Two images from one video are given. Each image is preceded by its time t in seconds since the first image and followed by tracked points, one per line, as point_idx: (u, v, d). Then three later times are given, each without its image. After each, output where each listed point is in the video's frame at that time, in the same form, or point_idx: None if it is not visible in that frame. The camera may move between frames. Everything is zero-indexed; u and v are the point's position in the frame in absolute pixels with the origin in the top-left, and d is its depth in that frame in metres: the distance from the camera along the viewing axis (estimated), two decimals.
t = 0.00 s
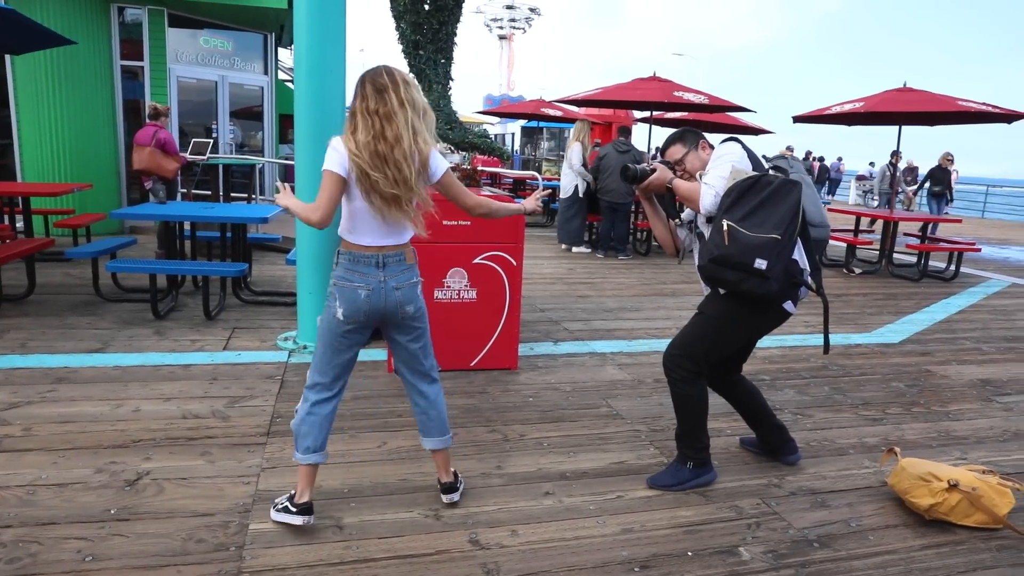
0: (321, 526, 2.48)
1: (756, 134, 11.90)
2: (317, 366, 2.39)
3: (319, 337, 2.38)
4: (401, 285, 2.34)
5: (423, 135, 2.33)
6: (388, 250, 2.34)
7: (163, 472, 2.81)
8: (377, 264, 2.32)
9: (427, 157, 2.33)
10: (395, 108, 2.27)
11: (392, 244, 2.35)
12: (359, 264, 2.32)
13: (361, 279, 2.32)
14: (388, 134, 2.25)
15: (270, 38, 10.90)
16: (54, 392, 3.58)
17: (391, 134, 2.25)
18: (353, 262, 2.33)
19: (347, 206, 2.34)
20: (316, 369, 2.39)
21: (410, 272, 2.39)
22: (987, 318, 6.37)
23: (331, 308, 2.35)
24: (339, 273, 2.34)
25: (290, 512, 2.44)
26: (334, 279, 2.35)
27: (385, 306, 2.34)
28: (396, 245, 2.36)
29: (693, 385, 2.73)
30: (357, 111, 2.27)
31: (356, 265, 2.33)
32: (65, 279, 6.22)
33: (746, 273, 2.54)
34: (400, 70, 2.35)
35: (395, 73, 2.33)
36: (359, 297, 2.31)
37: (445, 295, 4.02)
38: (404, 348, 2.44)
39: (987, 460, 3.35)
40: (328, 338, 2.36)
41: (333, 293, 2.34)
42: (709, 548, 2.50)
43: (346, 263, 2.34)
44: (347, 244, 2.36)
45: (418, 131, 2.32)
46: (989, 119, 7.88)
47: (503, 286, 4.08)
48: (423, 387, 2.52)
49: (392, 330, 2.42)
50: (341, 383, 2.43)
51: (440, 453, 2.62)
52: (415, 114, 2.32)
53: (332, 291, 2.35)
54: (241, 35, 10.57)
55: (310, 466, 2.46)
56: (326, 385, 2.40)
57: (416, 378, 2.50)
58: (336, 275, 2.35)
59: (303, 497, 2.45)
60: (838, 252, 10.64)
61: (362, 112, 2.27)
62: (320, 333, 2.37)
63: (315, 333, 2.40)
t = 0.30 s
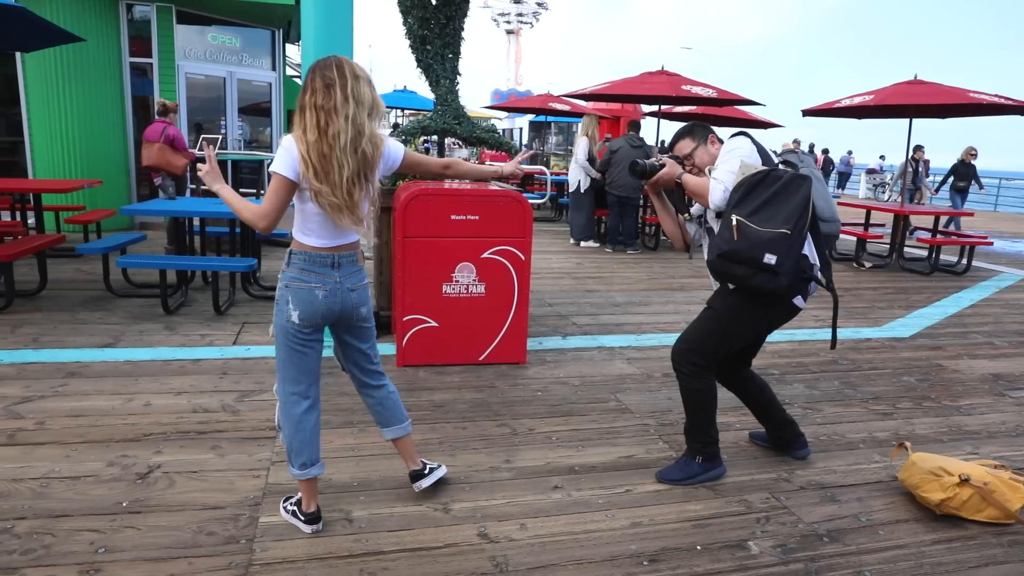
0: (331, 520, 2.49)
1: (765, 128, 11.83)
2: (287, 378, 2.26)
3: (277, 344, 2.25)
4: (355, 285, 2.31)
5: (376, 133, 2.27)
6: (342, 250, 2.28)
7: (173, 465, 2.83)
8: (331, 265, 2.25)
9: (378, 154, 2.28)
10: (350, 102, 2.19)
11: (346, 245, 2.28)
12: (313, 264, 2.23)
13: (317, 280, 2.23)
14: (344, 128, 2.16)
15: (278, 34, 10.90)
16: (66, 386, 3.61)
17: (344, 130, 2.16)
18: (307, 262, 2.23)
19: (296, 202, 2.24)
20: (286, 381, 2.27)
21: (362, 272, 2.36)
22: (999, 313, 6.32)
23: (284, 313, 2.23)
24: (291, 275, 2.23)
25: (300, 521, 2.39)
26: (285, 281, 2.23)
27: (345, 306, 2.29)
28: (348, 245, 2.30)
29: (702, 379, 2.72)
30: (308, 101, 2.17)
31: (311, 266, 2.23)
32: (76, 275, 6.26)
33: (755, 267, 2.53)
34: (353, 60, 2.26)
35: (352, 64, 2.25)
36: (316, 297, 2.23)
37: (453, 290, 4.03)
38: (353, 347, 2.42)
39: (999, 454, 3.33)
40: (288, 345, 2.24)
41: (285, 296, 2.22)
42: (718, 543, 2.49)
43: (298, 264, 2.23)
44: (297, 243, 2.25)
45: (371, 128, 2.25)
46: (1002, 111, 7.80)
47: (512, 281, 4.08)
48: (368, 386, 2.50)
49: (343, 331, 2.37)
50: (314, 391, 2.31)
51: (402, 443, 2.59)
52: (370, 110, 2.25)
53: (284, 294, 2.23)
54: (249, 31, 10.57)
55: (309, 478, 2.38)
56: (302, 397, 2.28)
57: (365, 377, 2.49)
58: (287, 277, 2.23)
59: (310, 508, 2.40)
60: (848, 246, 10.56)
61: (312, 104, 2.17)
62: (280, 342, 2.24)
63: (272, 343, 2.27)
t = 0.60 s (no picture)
0: (338, 519, 2.49)
1: (774, 129, 11.78)
2: (290, 382, 2.25)
3: (277, 348, 2.23)
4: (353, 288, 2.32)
5: (364, 129, 2.27)
6: (339, 252, 2.28)
7: (181, 464, 2.84)
8: (333, 268, 2.25)
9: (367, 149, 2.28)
10: (337, 100, 2.18)
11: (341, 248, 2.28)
12: (316, 268, 2.22)
13: (322, 284, 2.23)
14: (333, 126, 2.15)
15: (287, 34, 10.93)
16: (75, 384, 3.63)
17: (332, 128, 2.14)
18: (310, 266, 2.22)
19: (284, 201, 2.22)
20: (287, 385, 2.25)
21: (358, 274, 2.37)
22: (1010, 316, 6.27)
23: (288, 317, 2.21)
24: (294, 279, 2.20)
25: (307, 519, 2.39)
26: (288, 285, 2.20)
27: (345, 308, 2.30)
28: (341, 247, 2.29)
29: (711, 382, 2.72)
30: (293, 101, 2.15)
31: (314, 270, 2.22)
32: (85, 273, 6.29)
33: (765, 270, 2.52)
34: (333, 57, 2.25)
35: (333, 61, 2.23)
36: (321, 301, 2.22)
37: (461, 291, 4.03)
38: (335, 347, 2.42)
39: (1009, 459, 3.30)
40: (292, 351, 2.22)
41: (289, 300, 2.21)
42: (725, 545, 2.48)
43: (300, 268, 2.21)
44: (292, 246, 2.23)
45: (360, 125, 2.25)
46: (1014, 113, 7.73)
47: (519, 281, 4.08)
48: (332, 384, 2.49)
49: (338, 333, 2.37)
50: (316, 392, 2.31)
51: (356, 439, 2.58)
52: (356, 107, 2.24)
53: (287, 298, 2.20)
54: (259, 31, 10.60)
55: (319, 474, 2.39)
56: (304, 401, 2.28)
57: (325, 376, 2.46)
58: (289, 281, 2.20)
59: (315, 508, 2.39)
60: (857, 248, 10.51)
61: (298, 104, 2.15)
62: (281, 348, 2.22)
63: (272, 348, 2.24)
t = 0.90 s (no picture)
0: (340, 521, 2.49)
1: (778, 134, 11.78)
2: (291, 384, 2.25)
3: (277, 351, 2.23)
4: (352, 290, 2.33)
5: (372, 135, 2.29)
6: (340, 256, 2.29)
7: (184, 464, 2.85)
8: (333, 271, 2.25)
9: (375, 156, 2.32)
10: (349, 108, 2.19)
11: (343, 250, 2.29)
12: (316, 271, 2.22)
13: (322, 286, 2.23)
14: (348, 135, 2.17)
15: (292, 36, 10.95)
16: (78, 384, 3.64)
17: (344, 136, 2.15)
18: (310, 269, 2.22)
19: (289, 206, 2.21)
20: (288, 386, 2.26)
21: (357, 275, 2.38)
22: (1014, 323, 6.25)
23: (288, 319, 2.21)
24: (294, 281, 2.20)
25: (310, 523, 2.39)
26: (289, 287, 2.21)
27: (344, 310, 2.31)
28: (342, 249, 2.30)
29: (715, 385, 2.72)
30: (306, 109, 2.13)
31: (314, 273, 2.22)
32: (89, 273, 6.31)
33: (767, 273, 2.51)
34: (340, 63, 2.24)
35: (339, 67, 2.23)
36: (322, 303, 2.23)
37: (464, 293, 4.03)
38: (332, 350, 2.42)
39: (1012, 466, 3.29)
40: (293, 353, 2.22)
41: (290, 302, 2.21)
42: (727, 551, 2.48)
43: (300, 271, 2.21)
44: (295, 248, 2.23)
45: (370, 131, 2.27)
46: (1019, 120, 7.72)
47: (522, 284, 4.08)
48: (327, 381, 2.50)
49: (337, 335, 2.37)
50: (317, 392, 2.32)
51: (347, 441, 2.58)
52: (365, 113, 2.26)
53: (287, 301, 2.20)
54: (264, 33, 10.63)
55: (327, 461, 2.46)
56: (306, 403, 2.28)
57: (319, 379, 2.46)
58: (290, 284, 2.21)
59: (318, 510, 2.39)
60: (860, 254, 10.49)
61: (311, 112, 2.13)
62: (281, 350, 2.22)
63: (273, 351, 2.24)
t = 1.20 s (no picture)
0: (343, 519, 2.49)
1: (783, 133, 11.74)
2: (297, 381, 2.25)
3: (284, 348, 2.24)
4: (359, 289, 2.32)
5: (371, 128, 2.26)
6: (349, 253, 2.28)
7: (187, 461, 2.85)
8: (340, 268, 2.25)
9: (376, 149, 2.29)
10: (344, 98, 2.17)
11: (350, 247, 2.28)
12: (323, 269, 2.22)
13: (327, 284, 2.23)
14: (338, 123, 2.14)
15: (298, 34, 10.96)
16: (83, 380, 3.64)
17: (331, 125, 2.12)
18: (316, 267, 2.22)
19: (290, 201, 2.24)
20: (295, 383, 2.26)
21: (364, 273, 2.37)
22: (1020, 324, 6.23)
23: (294, 317, 2.22)
24: (300, 279, 2.21)
25: (313, 519, 2.40)
26: (294, 285, 2.21)
27: (351, 309, 2.30)
28: (352, 247, 2.31)
29: (720, 385, 2.71)
30: (298, 100, 2.15)
31: (320, 270, 2.22)
32: (94, 270, 6.32)
33: (762, 266, 2.51)
34: (344, 55, 2.24)
35: (344, 57, 2.23)
36: (327, 302, 2.22)
37: (468, 292, 4.03)
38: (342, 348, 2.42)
39: (1017, 468, 3.28)
40: (299, 350, 2.23)
41: (295, 300, 2.21)
42: (730, 551, 2.47)
43: (307, 269, 2.22)
44: (300, 246, 2.24)
45: (368, 123, 2.24)
46: None
47: (526, 283, 4.08)
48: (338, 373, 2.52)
49: (345, 333, 2.38)
50: (323, 391, 2.32)
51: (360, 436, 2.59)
52: (366, 105, 2.23)
53: (293, 298, 2.21)
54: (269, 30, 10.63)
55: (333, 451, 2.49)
56: (313, 400, 2.28)
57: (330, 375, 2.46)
58: (295, 281, 2.21)
59: (322, 506, 2.39)
60: (866, 254, 10.46)
61: (303, 102, 2.14)
62: (289, 348, 2.23)
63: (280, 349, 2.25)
